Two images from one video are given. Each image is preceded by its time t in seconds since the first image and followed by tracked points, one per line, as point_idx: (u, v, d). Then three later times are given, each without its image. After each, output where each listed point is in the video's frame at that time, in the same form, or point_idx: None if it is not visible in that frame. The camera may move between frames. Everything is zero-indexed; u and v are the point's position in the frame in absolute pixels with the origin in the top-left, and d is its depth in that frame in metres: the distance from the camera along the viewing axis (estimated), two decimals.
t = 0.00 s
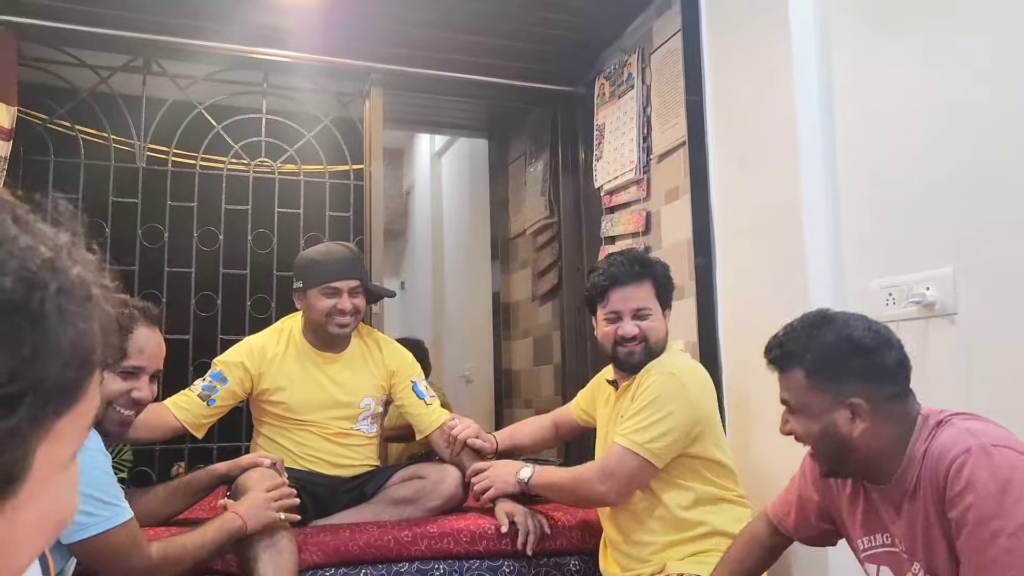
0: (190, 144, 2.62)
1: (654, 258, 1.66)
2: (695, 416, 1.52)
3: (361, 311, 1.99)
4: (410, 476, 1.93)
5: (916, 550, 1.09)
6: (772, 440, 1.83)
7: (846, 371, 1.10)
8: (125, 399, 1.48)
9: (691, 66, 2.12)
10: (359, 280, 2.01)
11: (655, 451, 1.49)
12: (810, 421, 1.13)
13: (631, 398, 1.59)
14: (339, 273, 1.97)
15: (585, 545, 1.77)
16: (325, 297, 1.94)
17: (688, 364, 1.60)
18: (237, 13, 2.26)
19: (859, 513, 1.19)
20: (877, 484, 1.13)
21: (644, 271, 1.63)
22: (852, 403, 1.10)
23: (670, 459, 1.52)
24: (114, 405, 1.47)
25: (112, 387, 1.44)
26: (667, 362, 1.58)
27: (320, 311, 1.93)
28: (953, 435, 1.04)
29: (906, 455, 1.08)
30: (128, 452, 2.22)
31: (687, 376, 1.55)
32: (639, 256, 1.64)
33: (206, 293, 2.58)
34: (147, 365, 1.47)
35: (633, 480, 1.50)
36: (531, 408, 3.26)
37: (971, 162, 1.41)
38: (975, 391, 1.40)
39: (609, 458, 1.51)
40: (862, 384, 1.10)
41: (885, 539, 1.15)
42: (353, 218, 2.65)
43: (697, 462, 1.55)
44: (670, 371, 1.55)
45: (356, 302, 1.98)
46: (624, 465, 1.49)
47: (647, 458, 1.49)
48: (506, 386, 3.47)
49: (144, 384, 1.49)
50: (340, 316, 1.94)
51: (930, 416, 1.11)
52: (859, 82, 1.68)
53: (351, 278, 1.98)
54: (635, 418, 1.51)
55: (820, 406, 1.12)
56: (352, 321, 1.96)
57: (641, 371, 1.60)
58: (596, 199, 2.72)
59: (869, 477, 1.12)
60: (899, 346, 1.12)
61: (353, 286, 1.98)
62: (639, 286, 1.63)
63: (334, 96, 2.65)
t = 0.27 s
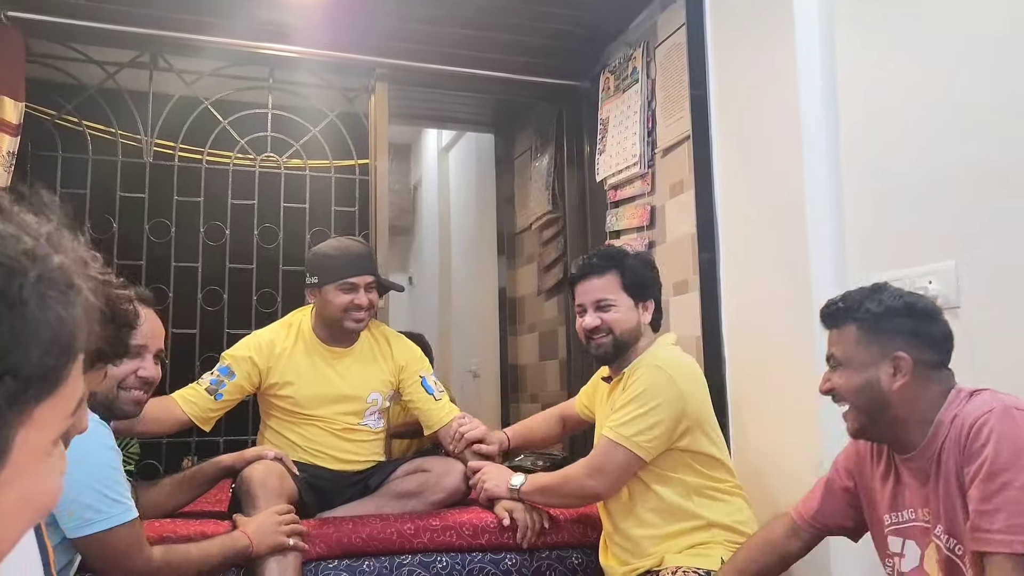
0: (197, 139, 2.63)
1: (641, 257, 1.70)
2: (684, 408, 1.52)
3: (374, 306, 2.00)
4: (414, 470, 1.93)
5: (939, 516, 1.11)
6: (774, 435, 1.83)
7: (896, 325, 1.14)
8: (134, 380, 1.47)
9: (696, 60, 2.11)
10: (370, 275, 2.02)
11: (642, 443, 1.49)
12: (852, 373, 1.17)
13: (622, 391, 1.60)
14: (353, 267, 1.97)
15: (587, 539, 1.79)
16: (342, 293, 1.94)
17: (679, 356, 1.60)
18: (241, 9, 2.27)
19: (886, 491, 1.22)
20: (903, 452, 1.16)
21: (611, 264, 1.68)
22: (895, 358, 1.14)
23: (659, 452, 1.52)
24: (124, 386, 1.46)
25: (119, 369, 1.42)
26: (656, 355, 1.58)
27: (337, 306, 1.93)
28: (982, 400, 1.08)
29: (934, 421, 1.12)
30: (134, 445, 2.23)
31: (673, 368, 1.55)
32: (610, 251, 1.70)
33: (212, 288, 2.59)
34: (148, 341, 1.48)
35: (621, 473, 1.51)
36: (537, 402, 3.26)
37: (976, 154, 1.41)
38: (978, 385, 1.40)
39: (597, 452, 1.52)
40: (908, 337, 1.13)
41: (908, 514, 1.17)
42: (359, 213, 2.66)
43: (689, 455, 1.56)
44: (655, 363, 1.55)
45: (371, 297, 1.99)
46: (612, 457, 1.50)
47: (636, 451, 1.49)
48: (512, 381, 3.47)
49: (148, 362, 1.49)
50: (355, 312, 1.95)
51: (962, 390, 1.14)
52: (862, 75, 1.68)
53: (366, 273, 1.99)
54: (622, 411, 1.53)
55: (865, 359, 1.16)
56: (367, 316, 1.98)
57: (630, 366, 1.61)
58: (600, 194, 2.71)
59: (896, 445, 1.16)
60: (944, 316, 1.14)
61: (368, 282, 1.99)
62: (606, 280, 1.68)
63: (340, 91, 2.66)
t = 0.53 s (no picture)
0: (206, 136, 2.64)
1: (620, 254, 1.72)
2: (682, 400, 1.52)
3: (387, 298, 2.01)
4: (420, 465, 1.93)
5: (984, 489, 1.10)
6: (782, 430, 1.82)
7: (966, 299, 1.12)
8: (141, 359, 1.47)
9: (703, 53, 2.10)
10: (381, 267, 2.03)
11: (643, 439, 1.49)
12: (917, 343, 1.14)
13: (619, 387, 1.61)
14: (363, 262, 1.98)
15: (593, 533, 1.79)
16: (355, 287, 1.95)
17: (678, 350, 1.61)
18: (248, 5, 2.27)
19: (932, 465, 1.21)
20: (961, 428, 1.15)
21: (591, 262, 1.70)
22: (962, 331, 1.11)
23: (660, 447, 1.52)
24: (133, 366, 1.46)
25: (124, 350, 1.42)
26: (651, 349, 1.59)
27: (351, 300, 1.94)
28: None
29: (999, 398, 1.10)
30: (145, 440, 2.25)
31: (671, 363, 1.55)
32: (594, 247, 1.73)
33: (222, 284, 2.60)
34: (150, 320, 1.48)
35: (622, 469, 1.51)
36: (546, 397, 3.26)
37: (985, 145, 1.39)
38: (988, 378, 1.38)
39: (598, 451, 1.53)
40: (978, 311, 1.11)
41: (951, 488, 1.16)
42: (367, 209, 2.67)
43: (690, 449, 1.55)
44: (650, 359, 1.56)
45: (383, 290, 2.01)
46: (614, 457, 1.50)
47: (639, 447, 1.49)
48: (522, 376, 3.48)
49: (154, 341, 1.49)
50: (368, 305, 1.96)
51: None
52: (871, 66, 1.66)
53: (377, 267, 2.00)
54: (621, 409, 1.53)
55: (932, 330, 1.13)
56: (379, 309, 1.99)
57: (628, 361, 1.62)
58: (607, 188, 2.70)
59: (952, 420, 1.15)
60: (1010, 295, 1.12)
61: (380, 275, 2.00)
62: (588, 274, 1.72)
63: (348, 87, 2.66)
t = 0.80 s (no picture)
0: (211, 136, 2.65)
1: (627, 251, 1.71)
2: (676, 397, 1.51)
3: (388, 294, 2.02)
4: (424, 461, 1.94)
5: (1011, 480, 1.06)
6: (786, 423, 1.82)
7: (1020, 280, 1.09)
8: (136, 356, 1.47)
9: (706, 47, 2.09)
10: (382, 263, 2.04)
11: (638, 436, 1.49)
12: (959, 321, 1.11)
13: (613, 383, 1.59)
14: (364, 258, 1.99)
15: (598, 529, 1.79)
16: (358, 282, 1.96)
17: (673, 345, 1.60)
18: (250, 4, 2.28)
19: (957, 451, 1.18)
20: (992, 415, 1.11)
21: (594, 256, 1.70)
22: (1009, 314, 1.08)
23: (656, 442, 1.51)
24: (128, 364, 1.47)
25: (115, 346, 1.44)
26: (647, 344, 1.57)
27: (354, 295, 1.95)
28: None
29: None
30: (153, 439, 2.26)
31: (665, 359, 1.54)
32: (602, 241, 1.72)
33: (228, 283, 2.62)
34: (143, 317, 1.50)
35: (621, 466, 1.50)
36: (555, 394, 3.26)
37: (988, 135, 1.38)
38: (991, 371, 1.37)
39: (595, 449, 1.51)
40: None
41: (973, 477, 1.13)
42: (372, 207, 2.68)
43: (688, 444, 1.55)
44: (643, 353, 1.55)
45: (384, 285, 2.02)
46: (610, 452, 1.49)
47: (635, 443, 1.49)
48: (530, 373, 3.48)
49: (148, 338, 1.51)
50: (370, 301, 1.97)
51: None
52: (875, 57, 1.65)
53: (378, 263, 2.01)
54: (616, 405, 1.52)
55: (978, 309, 1.10)
56: (381, 304, 2.00)
57: (622, 356, 1.61)
58: (613, 184, 2.70)
59: (981, 407, 1.12)
60: None
61: (381, 271, 2.02)
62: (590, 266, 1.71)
63: (352, 86, 2.66)
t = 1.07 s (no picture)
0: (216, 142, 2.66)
1: (662, 248, 1.68)
2: (694, 396, 1.50)
3: (394, 298, 2.03)
4: (432, 464, 1.94)
5: None
6: (793, 423, 1.81)
7: None
8: (129, 363, 1.48)
9: (709, 46, 2.08)
10: (387, 266, 2.06)
11: (651, 433, 1.48)
12: (977, 322, 1.10)
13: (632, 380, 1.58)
14: (369, 263, 2.01)
15: (607, 531, 1.78)
16: (364, 285, 1.97)
17: (692, 344, 1.57)
18: (252, 10, 2.28)
19: (984, 450, 1.15)
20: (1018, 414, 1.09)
21: (628, 248, 1.69)
22: None
23: (669, 441, 1.50)
24: (121, 371, 1.47)
25: (104, 354, 1.45)
26: (668, 342, 1.55)
27: (360, 298, 1.95)
28: None
29: None
30: (161, 445, 2.27)
31: (686, 358, 1.52)
32: (636, 234, 1.71)
33: (235, 288, 2.62)
34: (136, 325, 1.51)
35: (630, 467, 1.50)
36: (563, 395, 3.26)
37: (993, 131, 1.36)
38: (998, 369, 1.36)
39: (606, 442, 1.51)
40: None
41: (1000, 477, 1.11)
42: (377, 211, 2.69)
43: (701, 444, 1.53)
44: (665, 351, 1.53)
45: (389, 290, 2.02)
46: (619, 449, 1.49)
47: (647, 441, 1.48)
48: (538, 374, 3.47)
49: (141, 346, 1.51)
50: (376, 304, 1.97)
51: None
52: (878, 53, 1.63)
53: (383, 267, 2.03)
54: (631, 400, 1.51)
55: (995, 307, 1.09)
56: (386, 308, 2.00)
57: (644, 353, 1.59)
58: (618, 184, 2.68)
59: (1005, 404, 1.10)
60: None
61: (386, 275, 2.02)
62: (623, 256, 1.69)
63: (355, 90, 2.66)
